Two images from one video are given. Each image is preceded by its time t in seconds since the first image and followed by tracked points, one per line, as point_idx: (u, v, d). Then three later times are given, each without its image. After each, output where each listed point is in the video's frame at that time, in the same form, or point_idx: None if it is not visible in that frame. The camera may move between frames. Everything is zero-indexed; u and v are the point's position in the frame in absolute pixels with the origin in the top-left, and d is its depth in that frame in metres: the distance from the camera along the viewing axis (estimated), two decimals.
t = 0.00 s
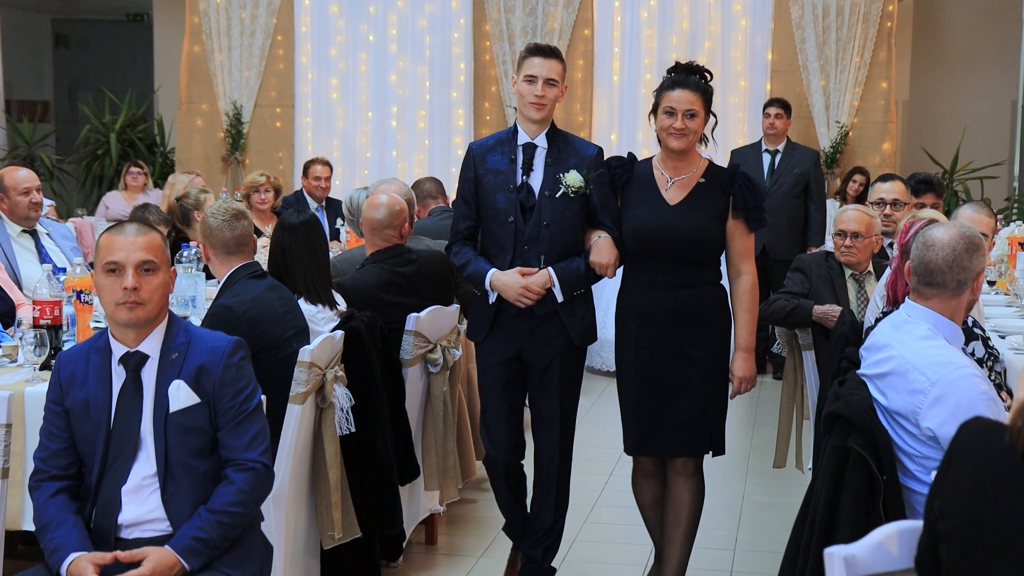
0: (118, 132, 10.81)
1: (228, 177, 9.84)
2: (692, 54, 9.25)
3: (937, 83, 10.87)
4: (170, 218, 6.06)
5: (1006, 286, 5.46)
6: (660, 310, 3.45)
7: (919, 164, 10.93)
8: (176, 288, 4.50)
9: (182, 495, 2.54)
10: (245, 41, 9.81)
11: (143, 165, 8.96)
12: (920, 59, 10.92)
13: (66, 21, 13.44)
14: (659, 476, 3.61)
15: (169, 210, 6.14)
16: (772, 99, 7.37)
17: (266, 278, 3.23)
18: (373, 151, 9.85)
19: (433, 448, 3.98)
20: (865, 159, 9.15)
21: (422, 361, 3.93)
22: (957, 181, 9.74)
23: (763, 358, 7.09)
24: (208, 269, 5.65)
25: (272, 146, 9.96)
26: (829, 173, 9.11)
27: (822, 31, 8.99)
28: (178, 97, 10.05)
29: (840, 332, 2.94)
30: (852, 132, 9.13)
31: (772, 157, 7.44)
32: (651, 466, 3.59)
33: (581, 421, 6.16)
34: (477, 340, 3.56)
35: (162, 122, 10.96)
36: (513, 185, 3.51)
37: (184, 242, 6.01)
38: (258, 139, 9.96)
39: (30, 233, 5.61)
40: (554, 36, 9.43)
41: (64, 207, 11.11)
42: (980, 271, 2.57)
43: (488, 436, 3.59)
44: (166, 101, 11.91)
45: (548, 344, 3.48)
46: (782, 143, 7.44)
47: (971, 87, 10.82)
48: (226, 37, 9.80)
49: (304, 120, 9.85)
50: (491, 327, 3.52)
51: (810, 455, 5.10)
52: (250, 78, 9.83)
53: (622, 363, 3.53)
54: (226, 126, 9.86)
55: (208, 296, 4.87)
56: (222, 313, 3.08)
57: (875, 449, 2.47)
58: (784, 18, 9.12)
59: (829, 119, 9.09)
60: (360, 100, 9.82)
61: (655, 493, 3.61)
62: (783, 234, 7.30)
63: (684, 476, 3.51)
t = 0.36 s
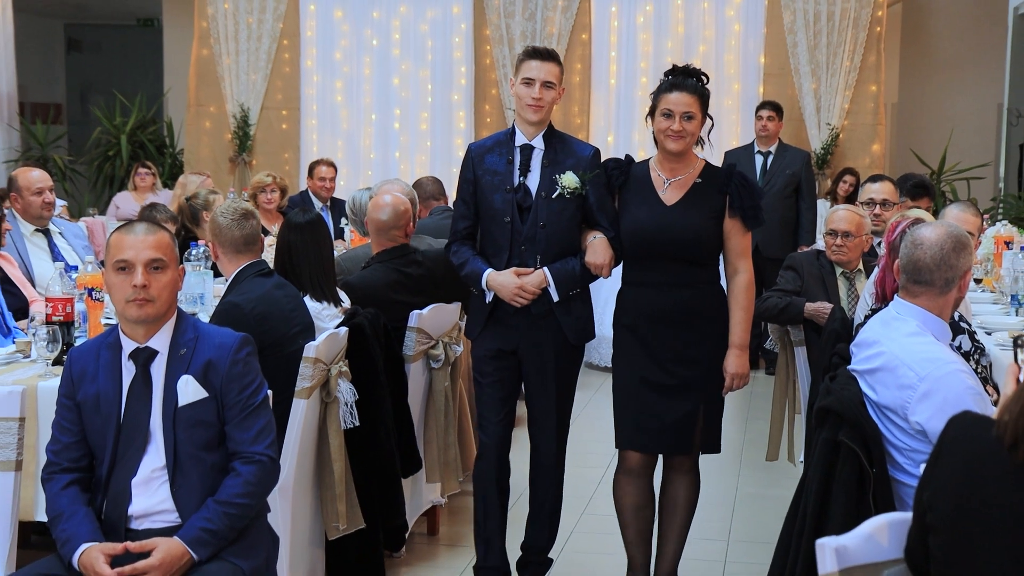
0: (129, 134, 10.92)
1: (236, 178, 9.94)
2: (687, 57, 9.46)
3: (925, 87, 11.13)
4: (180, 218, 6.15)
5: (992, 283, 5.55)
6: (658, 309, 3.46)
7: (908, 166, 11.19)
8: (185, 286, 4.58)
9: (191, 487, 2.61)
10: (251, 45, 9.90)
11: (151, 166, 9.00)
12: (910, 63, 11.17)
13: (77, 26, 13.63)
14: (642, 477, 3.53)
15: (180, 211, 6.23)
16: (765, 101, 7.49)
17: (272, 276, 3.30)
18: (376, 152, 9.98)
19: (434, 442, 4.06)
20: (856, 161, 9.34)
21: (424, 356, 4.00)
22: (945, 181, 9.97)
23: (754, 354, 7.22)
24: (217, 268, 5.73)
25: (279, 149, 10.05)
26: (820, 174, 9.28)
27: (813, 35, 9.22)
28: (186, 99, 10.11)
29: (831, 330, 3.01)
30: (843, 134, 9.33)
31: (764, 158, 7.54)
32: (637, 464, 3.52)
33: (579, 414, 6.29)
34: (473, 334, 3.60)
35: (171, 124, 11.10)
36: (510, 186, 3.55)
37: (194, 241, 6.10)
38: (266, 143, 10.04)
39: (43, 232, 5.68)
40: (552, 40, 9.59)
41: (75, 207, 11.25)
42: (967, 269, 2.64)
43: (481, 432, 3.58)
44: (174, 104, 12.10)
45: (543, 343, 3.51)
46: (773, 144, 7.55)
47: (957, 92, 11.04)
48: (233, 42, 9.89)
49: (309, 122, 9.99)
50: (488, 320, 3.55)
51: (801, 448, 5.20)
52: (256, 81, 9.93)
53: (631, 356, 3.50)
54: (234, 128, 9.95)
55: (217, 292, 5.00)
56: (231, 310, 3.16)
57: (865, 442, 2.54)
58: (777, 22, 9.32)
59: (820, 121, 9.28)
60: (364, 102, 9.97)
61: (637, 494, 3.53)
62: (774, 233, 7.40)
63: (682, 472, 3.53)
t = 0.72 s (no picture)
0: (135, 138, 11.02)
1: (238, 181, 10.50)
2: (680, 63, 9.96)
3: (908, 93, 11.56)
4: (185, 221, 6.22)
5: (976, 284, 5.68)
6: (651, 313, 3.48)
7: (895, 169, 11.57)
8: (189, 286, 4.66)
9: (195, 482, 2.68)
10: (254, 52, 10.45)
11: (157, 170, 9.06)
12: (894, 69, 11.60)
13: (86, 33, 13.74)
14: (645, 474, 3.54)
15: (185, 213, 6.31)
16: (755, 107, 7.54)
17: (275, 277, 3.37)
18: (376, 155, 10.54)
19: (434, 438, 4.13)
20: (844, 165, 9.80)
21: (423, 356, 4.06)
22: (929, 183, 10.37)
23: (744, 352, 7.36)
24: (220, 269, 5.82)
25: (280, 150, 10.60)
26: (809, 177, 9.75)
27: (802, 43, 9.66)
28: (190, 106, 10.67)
29: (820, 329, 3.10)
30: (830, 139, 9.79)
31: (754, 163, 7.61)
32: (639, 464, 3.52)
33: (573, 411, 6.39)
34: (466, 339, 3.64)
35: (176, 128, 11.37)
36: (501, 193, 3.58)
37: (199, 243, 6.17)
38: (267, 146, 10.60)
39: (51, 235, 5.77)
40: (548, 47, 10.07)
41: (83, 209, 11.39)
42: (953, 271, 2.71)
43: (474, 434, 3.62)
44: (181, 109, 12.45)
45: (534, 346, 3.57)
46: (763, 149, 7.62)
47: (940, 97, 11.47)
48: (237, 49, 10.44)
49: (312, 126, 10.57)
50: (480, 325, 3.59)
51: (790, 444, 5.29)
52: (259, 87, 10.47)
53: (624, 362, 3.53)
54: (237, 132, 10.45)
55: (221, 293, 5.09)
56: (234, 310, 3.24)
57: (853, 438, 2.60)
58: (767, 29, 9.80)
59: (809, 126, 9.73)
60: (365, 107, 10.53)
61: (643, 494, 3.51)
62: (764, 233, 7.48)
63: (676, 471, 3.59)
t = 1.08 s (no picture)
0: (144, 143, 11.12)
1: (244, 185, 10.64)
2: (673, 72, 10.10)
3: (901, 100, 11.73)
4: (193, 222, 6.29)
5: (961, 286, 5.74)
6: (640, 319, 3.47)
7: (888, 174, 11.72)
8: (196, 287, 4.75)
9: (202, 478, 2.75)
10: (260, 59, 10.60)
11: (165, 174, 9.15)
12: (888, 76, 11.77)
13: (96, 41, 14.02)
14: (639, 480, 3.55)
15: (194, 216, 6.37)
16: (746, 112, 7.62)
17: (280, 279, 3.45)
18: (378, 161, 10.68)
19: (434, 436, 4.19)
20: (833, 169, 9.88)
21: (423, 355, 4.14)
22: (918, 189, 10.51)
23: (737, 353, 7.45)
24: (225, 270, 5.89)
25: (284, 155, 10.74)
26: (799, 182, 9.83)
27: (792, 51, 9.79)
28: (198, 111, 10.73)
29: (810, 329, 3.18)
30: (821, 144, 9.87)
31: (745, 167, 7.73)
32: (633, 470, 3.53)
33: (568, 410, 6.46)
34: (455, 344, 3.67)
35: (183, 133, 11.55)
36: (489, 198, 3.63)
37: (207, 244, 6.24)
38: (272, 151, 10.73)
39: (62, 237, 5.84)
40: (545, 55, 10.23)
41: (92, 213, 11.53)
42: (939, 273, 2.78)
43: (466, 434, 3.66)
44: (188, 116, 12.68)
45: (523, 350, 3.60)
46: (754, 154, 7.74)
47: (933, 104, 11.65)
48: (243, 56, 10.59)
49: (315, 132, 10.72)
50: (468, 330, 3.62)
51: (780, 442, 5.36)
52: (264, 93, 10.63)
53: (609, 371, 3.53)
54: (243, 138, 10.62)
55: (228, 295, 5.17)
56: (239, 311, 3.31)
57: (843, 436, 2.67)
58: (758, 38, 9.91)
59: (799, 132, 9.84)
60: (367, 114, 10.66)
61: (637, 500, 3.53)
62: (756, 237, 7.57)
63: (666, 475, 3.60)
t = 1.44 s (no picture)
0: (154, 149, 11.27)
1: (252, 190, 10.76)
2: (667, 79, 10.33)
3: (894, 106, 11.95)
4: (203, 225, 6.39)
5: (946, 288, 5.81)
6: (627, 322, 3.52)
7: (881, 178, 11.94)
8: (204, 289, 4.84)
9: (210, 474, 2.83)
10: (267, 67, 10.78)
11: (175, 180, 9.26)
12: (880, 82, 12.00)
13: (108, 50, 14.16)
14: (625, 481, 3.59)
15: (203, 219, 6.48)
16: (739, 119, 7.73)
17: (286, 281, 3.55)
18: (381, 166, 10.86)
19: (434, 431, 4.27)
20: (822, 174, 10.10)
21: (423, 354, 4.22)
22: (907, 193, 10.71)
23: (730, 352, 7.56)
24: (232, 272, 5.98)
25: (291, 161, 10.91)
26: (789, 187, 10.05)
27: (783, 60, 10.03)
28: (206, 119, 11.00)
29: (800, 330, 3.27)
30: (811, 150, 10.10)
31: (737, 172, 7.80)
32: (617, 472, 3.58)
33: (563, 408, 6.55)
34: (441, 345, 3.71)
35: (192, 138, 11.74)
36: (477, 200, 3.67)
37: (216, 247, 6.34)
38: (279, 156, 10.91)
39: (74, 240, 5.93)
40: (543, 63, 10.48)
41: (104, 218, 11.74)
42: (925, 275, 2.86)
43: (456, 434, 3.71)
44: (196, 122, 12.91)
45: (509, 351, 3.64)
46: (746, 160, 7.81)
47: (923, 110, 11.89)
48: (250, 64, 10.77)
49: (320, 138, 10.90)
50: (455, 331, 3.67)
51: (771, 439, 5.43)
52: (271, 100, 10.82)
53: (597, 372, 3.57)
54: (250, 143, 10.78)
55: (235, 296, 5.28)
56: (247, 312, 3.40)
57: (831, 434, 2.74)
58: (749, 47, 10.14)
59: (789, 139, 10.09)
60: (370, 121, 10.86)
61: (624, 500, 3.59)
62: (748, 239, 7.68)
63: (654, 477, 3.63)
